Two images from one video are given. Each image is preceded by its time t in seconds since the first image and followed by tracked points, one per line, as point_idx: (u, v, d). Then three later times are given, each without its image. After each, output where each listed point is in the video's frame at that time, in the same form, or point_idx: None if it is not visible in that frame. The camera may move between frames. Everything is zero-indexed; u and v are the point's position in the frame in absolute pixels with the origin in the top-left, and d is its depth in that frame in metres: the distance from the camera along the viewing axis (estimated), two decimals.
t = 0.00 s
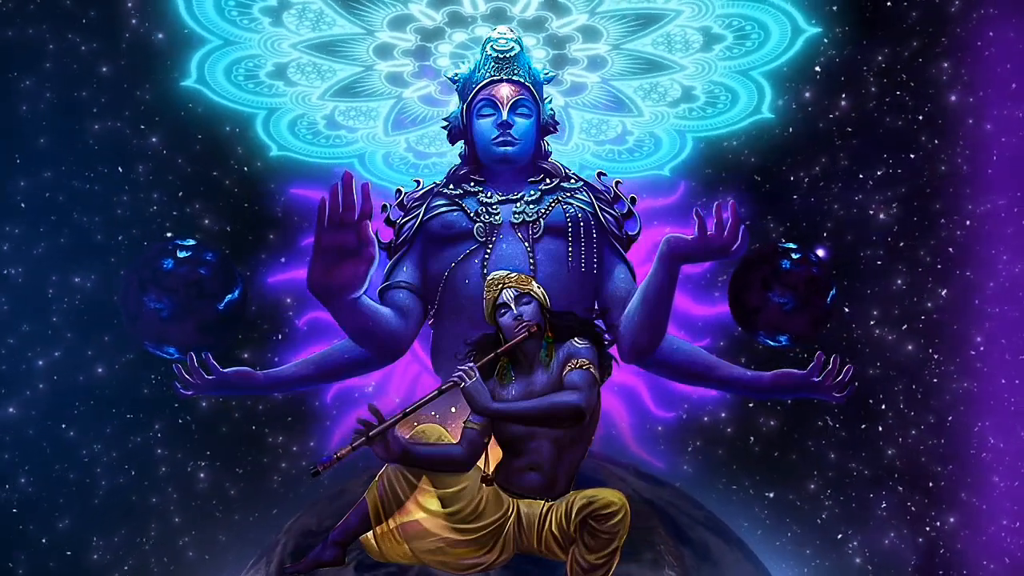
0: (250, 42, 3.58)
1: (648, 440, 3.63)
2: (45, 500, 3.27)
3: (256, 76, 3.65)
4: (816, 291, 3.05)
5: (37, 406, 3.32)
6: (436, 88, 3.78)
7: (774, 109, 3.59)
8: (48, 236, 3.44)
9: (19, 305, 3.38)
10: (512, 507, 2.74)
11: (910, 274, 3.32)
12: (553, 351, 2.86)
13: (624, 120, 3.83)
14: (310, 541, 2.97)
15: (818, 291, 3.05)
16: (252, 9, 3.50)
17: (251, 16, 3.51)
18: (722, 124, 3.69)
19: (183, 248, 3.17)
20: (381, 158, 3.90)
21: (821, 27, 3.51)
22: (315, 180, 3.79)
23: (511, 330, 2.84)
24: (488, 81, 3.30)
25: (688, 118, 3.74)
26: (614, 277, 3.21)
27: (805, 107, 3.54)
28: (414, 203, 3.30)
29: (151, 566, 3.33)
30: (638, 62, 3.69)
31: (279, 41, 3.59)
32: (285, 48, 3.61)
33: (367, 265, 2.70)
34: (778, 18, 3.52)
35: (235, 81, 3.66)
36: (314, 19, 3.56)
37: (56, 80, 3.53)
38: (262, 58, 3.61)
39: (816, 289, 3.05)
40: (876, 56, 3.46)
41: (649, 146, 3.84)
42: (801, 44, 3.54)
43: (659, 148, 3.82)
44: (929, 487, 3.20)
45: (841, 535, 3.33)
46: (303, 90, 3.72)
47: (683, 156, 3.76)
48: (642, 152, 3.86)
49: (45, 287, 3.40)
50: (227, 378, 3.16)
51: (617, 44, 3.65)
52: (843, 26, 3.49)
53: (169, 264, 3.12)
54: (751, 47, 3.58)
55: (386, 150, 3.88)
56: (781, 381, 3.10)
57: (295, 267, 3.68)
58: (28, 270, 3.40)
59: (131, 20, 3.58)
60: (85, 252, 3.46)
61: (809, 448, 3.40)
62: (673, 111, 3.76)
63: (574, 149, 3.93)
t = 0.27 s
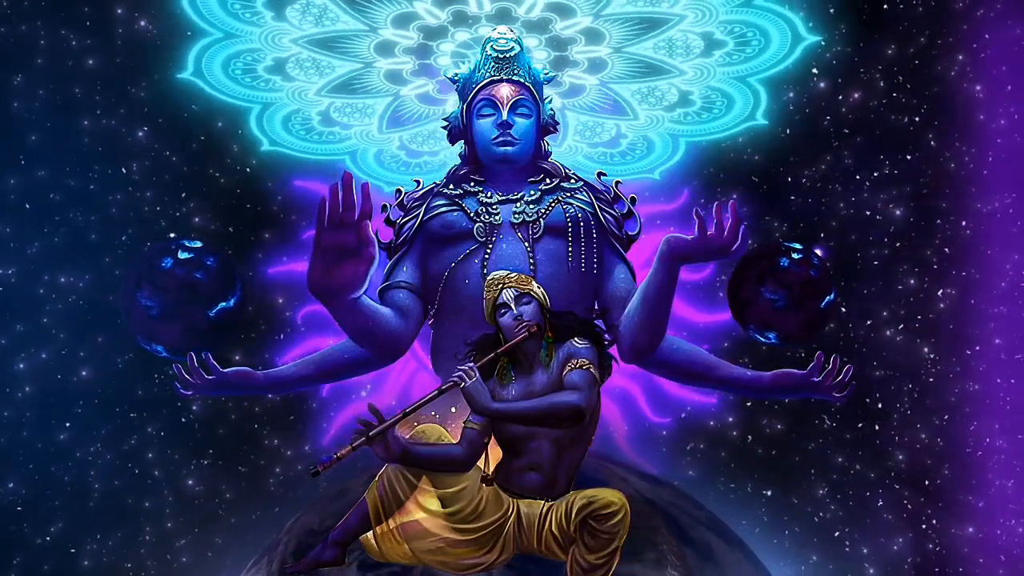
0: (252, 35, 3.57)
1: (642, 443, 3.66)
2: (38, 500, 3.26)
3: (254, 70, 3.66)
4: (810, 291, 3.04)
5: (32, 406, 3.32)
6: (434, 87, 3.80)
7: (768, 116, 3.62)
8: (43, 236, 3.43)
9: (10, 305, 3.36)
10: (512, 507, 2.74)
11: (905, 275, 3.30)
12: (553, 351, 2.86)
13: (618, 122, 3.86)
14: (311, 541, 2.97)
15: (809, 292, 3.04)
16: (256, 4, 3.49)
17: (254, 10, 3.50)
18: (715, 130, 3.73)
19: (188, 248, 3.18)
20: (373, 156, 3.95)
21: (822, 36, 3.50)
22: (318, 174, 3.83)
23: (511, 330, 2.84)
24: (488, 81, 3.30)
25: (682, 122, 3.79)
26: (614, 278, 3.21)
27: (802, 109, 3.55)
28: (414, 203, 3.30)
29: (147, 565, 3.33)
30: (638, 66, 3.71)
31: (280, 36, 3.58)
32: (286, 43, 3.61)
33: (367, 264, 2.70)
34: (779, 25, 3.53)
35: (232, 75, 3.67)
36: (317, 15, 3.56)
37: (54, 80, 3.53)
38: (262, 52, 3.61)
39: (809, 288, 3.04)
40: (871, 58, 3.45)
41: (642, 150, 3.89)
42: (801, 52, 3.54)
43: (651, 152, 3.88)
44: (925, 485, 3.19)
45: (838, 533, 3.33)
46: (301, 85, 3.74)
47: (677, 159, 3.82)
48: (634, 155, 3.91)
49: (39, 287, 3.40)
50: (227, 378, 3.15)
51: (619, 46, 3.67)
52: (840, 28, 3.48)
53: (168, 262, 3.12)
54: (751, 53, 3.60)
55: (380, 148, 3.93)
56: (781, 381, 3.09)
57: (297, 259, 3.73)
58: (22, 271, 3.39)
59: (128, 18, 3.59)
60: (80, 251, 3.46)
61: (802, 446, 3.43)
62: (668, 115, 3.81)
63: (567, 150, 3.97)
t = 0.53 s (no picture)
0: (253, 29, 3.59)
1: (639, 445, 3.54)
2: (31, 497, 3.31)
3: (251, 64, 3.64)
4: (800, 295, 3.05)
5: (26, 407, 3.36)
6: (432, 86, 3.75)
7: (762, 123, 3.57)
8: (35, 234, 3.45)
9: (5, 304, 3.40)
10: (512, 507, 2.74)
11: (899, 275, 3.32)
12: (553, 351, 2.86)
13: (613, 124, 3.76)
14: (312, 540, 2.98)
15: (797, 298, 3.05)
16: None
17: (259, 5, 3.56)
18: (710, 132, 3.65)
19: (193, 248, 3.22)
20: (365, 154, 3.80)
21: (820, 44, 3.52)
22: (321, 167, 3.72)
23: (511, 330, 2.84)
24: (488, 81, 3.30)
25: (677, 126, 3.69)
26: (614, 277, 3.21)
27: (799, 111, 3.53)
28: (414, 203, 3.30)
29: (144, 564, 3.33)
30: (638, 69, 3.69)
31: (282, 30, 3.60)
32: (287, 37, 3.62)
33: (367, 265, 2.70)
34: (779, 32, 3.55)
35: (230, 68, 3.65)
36: (320, 11, 3.60)
37: (51, 80, 3.55)
38: (261, 45, 3.61)
39: (799, 291, 3.05)
40: (864, 63, 3.47)
41: (635, 152, 3.75)
42: (801, 59, 3.54)
43: (644, 154, 3.73)
44: (920, 483, 3.23)
45: (835, 531, 3.31)
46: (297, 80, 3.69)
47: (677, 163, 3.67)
48: (627, 158, 3.76)
49: (32, 284, 3.42)
50: (227, 378, 3.17)
51: (619, 50, 3.68)
52: (836, 31, 3.50)
53: (166, 261, 3.15)
54: (752, 59, 3.60)
55: (370, 145, 3.79)
56: (781, 381, 3.10)
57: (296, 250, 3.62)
58: (16, 269, 3.42)
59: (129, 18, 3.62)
60: (73, 251, 3.47)
61: (795, 442, 3.40)
62: (663, 119, 3.71)
63: (559, 151, 3.80)
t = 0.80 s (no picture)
0: (255, 22, 3.58)
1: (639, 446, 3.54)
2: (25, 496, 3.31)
3: (250, 58, 3.63)
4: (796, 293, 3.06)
5: (20, 407, 3.37)
6: (431, 83, 3.75)
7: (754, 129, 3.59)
8: (29, 234, 3.47)
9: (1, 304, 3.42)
10: (512, 507, 2.74)
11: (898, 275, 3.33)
12: (553, 351, 2.86)
13: (607, 127, 3.77)
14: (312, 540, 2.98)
15: (790, 295, 3.06)
16: None
17: None
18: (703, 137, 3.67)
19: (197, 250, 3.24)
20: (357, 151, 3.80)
21: (818, 53, 3.52)
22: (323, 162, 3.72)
23: (511, 330, 2.84)
24: (488, 81, 3.30)
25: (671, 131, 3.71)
26: (614, 277, 3.21)
27: (799, 111, 3.53)
28: (414, 203, 3.30)
29: (142, 563, 3.34)
30: (637, 73, 3.69)
31: (283, 24, 3.59)
32: (288, 31, 3.61)
33: (367, 265, 2.70)
34: (779, 39, 3.56)
35: (228, 62, 3.65)
36: (324, 8, 3.59)
37: (52, 81, 3.56)
38: (261, 39, 3.60)
39: (794, 288, 3.06)
40: (864, 63, 3.48)
41: (627, 155, 3.78)
42: (797, 68, 3.55)
43: (635, 157, 3.76)
44: (919, 482, 3.23)
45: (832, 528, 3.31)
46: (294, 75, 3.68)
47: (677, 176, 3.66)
48: (619, 160, 3.79)
49: (25, 283, 3.44)
50: (227, 378, 3.17)
51: (619, 53, 3.67)
52: (835, 33, 3.51)
53: (164, 261, 3.19)
54: (750, 66, 3.60)
55: (365, 142, 3.79)
56: (781, 382, 3.10)
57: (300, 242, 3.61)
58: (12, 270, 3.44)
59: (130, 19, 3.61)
60: (71, 250, 3.48)
61: (795, 442, 3.39)
62: (657, 123, 3.73)
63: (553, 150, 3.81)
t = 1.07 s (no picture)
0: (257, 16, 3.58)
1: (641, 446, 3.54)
2: (20, 495, 3.31)
3: (250, 52, 3.64)
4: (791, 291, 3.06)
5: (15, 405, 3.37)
6: (429, 83, 3.75)
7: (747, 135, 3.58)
8: (23, 234, 3.47)
9: None
10: (512, 507, 2.74)
11: (898, 276, 3.33)
12: (553, 351, 2.86)
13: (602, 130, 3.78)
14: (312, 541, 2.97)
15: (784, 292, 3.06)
16: None
17: None
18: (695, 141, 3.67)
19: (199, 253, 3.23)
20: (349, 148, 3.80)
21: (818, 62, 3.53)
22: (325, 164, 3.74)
23: (511, 330, 2.84)
24: (488, 82, 3.30)
25: (664, 134, 3.72)
26: (614, 278, 3.21)
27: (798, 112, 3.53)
28: (414, 203, 3.30)
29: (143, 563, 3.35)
30: (637, 76, 3.69)
31: (286, 19, 3.59)
32: (290, 26, 3.61)
33: (367, 264, 2.71)
34: (779, 45, 3.56)
35: (227, 56, 3.65)
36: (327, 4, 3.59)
37: (51, 82, 3.57)
38: (261, 33, 3.60)
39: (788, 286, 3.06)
40: (864, 62, 3.48)
41: (620, 158, 3.78)
42: (793, 77, 3.55)
43: (628, 160, 3.76)
44: (923, 483, 3.21)
45: (829, 526, 3.30)
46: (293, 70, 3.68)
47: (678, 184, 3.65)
48: (612, 163, 3.79)
49: (18, 282, 3.44)
50: (227, 378, 3.16)
51: (620, 56, 3.68)
52: (834, 33, 3.51)
53: (165, 260, 3.19)
54: (748, 73, 3.60)
55: (358, 139, 3.79)
56: (781, 382, 3.09)
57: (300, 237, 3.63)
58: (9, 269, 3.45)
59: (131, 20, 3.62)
60: (72, 250, 3.49)
61: (796, 442, 3.38)
62: (651, 126, 3.73)
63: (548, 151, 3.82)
